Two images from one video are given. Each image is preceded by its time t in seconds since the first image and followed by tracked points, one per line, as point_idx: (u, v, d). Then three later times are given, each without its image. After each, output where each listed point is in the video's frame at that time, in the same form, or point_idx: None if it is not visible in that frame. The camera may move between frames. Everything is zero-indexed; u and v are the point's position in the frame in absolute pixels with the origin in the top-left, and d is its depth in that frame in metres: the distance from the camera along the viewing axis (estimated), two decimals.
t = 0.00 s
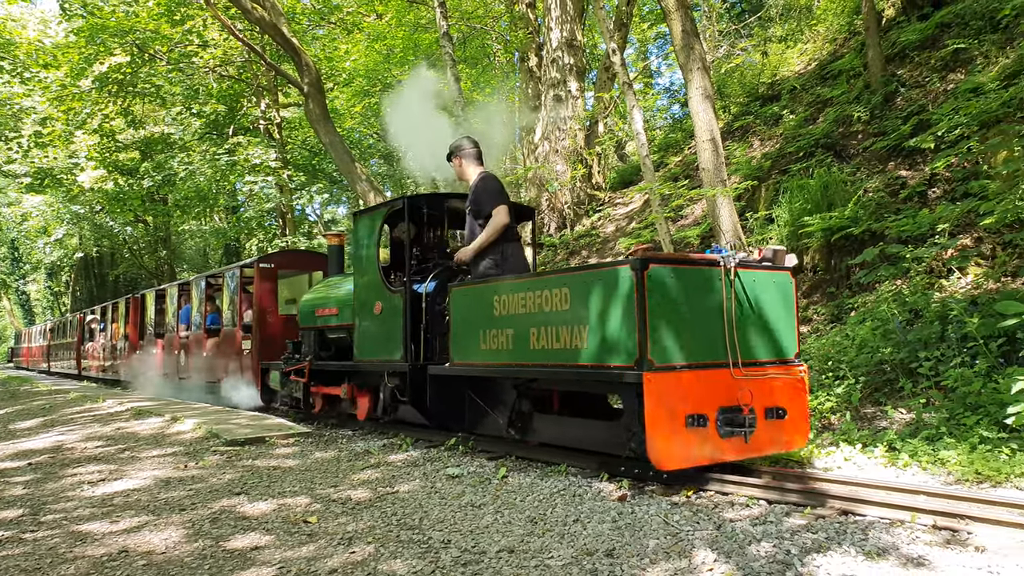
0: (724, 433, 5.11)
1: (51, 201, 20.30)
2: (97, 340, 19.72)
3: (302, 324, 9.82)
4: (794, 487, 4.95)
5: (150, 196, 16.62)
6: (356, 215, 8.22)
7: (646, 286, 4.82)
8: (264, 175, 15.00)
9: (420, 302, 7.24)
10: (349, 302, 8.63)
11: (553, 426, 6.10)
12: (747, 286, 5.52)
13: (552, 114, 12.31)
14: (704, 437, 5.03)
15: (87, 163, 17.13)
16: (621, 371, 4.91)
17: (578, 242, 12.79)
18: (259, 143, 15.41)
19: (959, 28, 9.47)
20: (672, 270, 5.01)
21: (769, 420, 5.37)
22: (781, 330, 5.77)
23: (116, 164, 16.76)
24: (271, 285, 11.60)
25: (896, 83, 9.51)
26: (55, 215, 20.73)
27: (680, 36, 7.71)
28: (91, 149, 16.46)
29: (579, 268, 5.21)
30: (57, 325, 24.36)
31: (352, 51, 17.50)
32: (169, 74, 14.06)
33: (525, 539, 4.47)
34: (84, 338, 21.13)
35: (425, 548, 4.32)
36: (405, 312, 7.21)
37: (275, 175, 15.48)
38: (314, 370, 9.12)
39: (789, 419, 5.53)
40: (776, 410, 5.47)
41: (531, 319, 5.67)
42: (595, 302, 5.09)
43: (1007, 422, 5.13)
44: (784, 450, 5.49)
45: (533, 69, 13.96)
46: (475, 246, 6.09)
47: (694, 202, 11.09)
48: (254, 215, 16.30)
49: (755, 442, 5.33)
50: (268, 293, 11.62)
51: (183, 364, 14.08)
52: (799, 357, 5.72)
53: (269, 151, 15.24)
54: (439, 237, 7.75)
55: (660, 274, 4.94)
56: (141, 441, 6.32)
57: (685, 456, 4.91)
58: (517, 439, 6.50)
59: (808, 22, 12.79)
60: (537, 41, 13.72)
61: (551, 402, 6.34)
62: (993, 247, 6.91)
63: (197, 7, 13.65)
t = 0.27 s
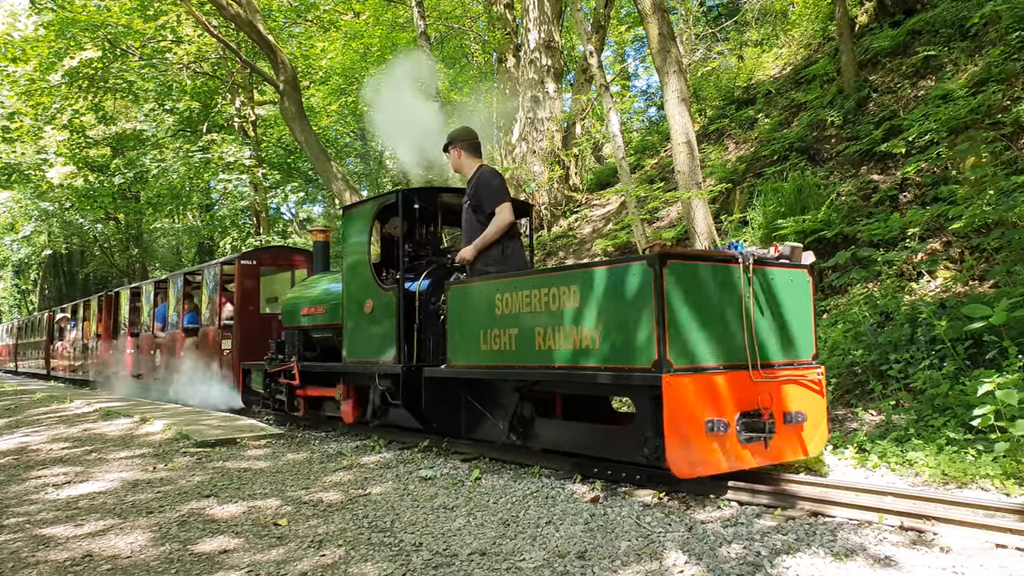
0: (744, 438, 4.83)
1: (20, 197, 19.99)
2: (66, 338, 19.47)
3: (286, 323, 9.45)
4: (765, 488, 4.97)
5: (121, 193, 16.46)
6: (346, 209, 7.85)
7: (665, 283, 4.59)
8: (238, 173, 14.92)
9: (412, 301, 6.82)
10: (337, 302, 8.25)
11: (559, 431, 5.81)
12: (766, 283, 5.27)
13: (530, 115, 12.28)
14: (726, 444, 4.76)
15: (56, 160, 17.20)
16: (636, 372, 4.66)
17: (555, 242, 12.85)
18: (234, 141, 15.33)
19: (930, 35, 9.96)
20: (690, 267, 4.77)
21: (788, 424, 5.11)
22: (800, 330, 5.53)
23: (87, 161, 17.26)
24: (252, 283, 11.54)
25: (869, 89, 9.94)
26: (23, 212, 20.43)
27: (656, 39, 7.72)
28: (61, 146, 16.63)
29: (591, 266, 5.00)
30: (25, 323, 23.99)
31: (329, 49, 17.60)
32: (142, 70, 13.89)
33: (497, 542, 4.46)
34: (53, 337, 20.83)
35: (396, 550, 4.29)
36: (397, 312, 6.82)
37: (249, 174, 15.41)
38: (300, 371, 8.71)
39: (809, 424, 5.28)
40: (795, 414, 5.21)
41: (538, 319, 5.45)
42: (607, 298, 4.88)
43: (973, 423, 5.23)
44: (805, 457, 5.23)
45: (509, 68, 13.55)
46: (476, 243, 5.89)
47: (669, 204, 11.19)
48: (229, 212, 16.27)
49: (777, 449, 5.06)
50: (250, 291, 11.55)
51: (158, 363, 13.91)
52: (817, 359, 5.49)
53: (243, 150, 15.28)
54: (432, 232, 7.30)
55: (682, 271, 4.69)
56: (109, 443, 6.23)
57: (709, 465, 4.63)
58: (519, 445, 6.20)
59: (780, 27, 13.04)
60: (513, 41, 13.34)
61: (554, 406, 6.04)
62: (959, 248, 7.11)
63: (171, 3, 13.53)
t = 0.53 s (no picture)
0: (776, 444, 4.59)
1: None
2: (43, 339, 19.31)
3: (277, 324, 9.17)
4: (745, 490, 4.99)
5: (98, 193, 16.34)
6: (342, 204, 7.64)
7: (698, 278, 4.33)
8: (218, 173, 14.88)
9: (414, 300, 6.62)
10: (333, 301, 8.03)
11: (572, 437, 5.56)
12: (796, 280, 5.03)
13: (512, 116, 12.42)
14: (757, 449, 4.53)
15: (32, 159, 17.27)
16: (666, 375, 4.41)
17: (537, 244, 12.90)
18: (213, 141, 15.27)
19: (907, 39, 10.21)
20: (725, 262, 4.50)
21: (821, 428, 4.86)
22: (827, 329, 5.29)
23: (64, 160, 16.80)
24: (242, 281, 11.46)
25: (848, 91, 10.21)
26: None
27: (637, 42, 7.73)
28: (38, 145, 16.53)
29: (616, 260, 4.74)
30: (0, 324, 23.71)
31: (311, 50, 17.76)
32: (120, 69, 13.78)
33: (476, 545, 4.45)
34: (30, 338, 20.65)
35: (374, 554, 4.27)
36: (399, 312, 6.59)
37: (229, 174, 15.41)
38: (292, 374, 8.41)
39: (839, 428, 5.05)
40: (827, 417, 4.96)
41: (556, 317, 5.20)
42: (634, 296, 4.63)
43: (948, 423, 5.30)
44: (836, 462, 5.00)
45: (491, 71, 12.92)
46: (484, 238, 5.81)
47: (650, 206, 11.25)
48: (208, 213, 16.20)
49: (809, 454, 4.82)
50: (239, 290, 11.45)
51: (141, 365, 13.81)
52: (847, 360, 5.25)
53: (223, 149, 15.00)
54: (431, 230, 7.16)
55: (713, 268, 4.44)
56: (85, 446, 6.17)
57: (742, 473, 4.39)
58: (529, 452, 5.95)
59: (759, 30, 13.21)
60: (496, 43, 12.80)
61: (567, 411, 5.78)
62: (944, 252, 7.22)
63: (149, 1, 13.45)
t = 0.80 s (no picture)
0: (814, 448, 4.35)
1: None
2: (18, 342, 19.12)
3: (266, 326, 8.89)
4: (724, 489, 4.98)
5: (71, 194, 16.22)
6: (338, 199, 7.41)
7: (734, 272, 4.10)
8: (193, 174, 14.85)
9: (415, 299, 6.39)
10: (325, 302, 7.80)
11: (586, 442, 5.30)
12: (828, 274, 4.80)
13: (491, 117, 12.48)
14: (793, 454, 4.30)
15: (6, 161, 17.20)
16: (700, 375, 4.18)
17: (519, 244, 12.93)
18: (189, 142, 15.18)
19: (882, 41, 10.39)
20: (761, 256, 4.28)
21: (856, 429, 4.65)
22: (859, 326, 5.06)
23: (36, 161, 16.66)
24: (228, 282, 11.21)
25: (824, 93, 10.48)
26: None
27: (616, 42, 7.73)
28: (9, 146, 16.35)
29: (644, 255, 4.50)
30: None
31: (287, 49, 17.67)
32: (93, 68, 13.64)
33: (454, 547, 4.42)
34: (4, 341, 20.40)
35: (352, 558, 4.24)
36: (399, 312, 6.38)
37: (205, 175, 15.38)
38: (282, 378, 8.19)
39: (875, 431, 4.82)
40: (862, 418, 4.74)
41: (579, 315, 4.96)
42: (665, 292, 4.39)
43: (922, 421, 5.35)
44: (871, 466, 4.77)
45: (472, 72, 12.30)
46: (496, 233, 5.56)
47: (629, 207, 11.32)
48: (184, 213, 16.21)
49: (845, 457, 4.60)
50: (225, 291, 11.21)
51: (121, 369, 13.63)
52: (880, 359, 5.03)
53: (198, 150, 15.00)
54: (429, 226, 6.92)
55: (749, 260, 4.21)
56: (57, 452, 6.09)
57: (779, 480, 4.16)
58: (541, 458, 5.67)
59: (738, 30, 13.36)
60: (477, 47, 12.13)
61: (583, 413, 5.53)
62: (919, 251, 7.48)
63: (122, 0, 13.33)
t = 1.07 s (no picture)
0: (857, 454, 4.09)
1: None
2: None
3: (255, 325, 8.70)
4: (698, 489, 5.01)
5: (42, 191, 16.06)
6: (332, 192, 7.11)
7: (776, 265, 3.83)
8: (167, 172, 14.75)
9: (416, 297, 6.11)
10: (317, 302, 7.57)
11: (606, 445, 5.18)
12: (866, 269, 4.55)
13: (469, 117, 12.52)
14: (836, 461, 4.03)
15: None
16: (742, 376, 3.89)
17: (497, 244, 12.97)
18: (162, 140, 15.13)
19: (856, 44, 10.57)
20: (803, 249, 4.02)
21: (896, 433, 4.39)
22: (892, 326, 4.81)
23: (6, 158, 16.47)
24: (211, 280, 10.68)
25: (799, 95, 10.61)
26: None
27: (593, 43, 7.73)
28: None
29: (676, 247, 4.22)
30: None
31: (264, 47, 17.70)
32: (63, 64, 13.50)
33: (427, 549, 4.40)
34: None
35: (322, 561, 4.20)
36: (399, 310, 6.13)
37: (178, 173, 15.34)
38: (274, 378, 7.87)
39: (913, 434, 4.56)
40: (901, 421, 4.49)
41: (602, 312, 4.66)
42: (699, 287, 4.10)
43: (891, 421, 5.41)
44: (909, 473, 4.52)
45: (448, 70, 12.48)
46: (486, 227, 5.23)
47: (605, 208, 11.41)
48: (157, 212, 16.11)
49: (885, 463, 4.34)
50: (208, 289, 10.68)
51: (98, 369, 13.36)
52: (914, 359, 4.77)
53: (173, 149, 14.71)
54: (427, 220, 6.60)
55: (790, 253, 3.94)
56: (25, 455, 6.01)
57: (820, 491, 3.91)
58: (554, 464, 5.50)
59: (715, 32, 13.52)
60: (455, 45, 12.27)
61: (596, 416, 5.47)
62: (909, 256, 7.78)
63: None
